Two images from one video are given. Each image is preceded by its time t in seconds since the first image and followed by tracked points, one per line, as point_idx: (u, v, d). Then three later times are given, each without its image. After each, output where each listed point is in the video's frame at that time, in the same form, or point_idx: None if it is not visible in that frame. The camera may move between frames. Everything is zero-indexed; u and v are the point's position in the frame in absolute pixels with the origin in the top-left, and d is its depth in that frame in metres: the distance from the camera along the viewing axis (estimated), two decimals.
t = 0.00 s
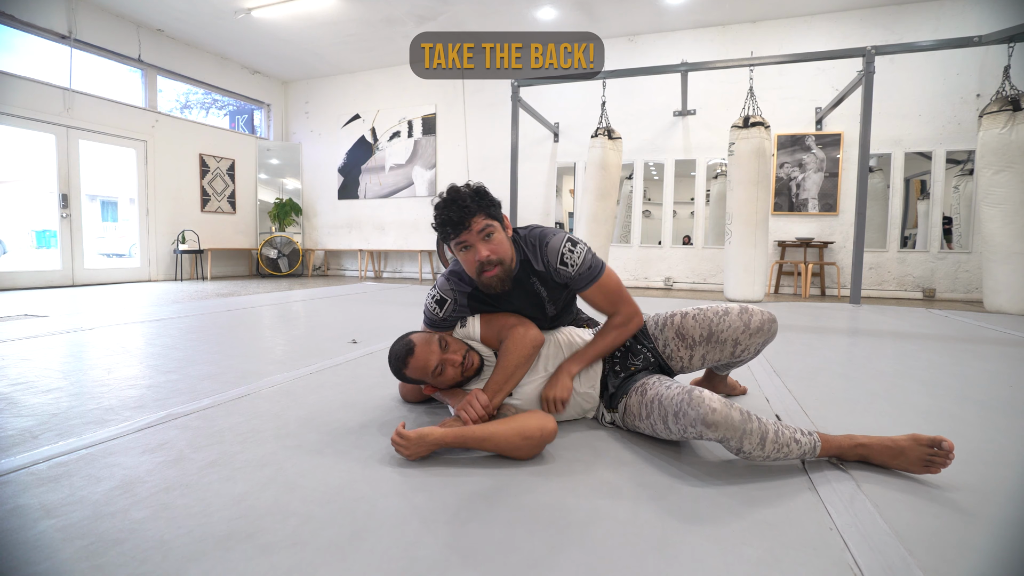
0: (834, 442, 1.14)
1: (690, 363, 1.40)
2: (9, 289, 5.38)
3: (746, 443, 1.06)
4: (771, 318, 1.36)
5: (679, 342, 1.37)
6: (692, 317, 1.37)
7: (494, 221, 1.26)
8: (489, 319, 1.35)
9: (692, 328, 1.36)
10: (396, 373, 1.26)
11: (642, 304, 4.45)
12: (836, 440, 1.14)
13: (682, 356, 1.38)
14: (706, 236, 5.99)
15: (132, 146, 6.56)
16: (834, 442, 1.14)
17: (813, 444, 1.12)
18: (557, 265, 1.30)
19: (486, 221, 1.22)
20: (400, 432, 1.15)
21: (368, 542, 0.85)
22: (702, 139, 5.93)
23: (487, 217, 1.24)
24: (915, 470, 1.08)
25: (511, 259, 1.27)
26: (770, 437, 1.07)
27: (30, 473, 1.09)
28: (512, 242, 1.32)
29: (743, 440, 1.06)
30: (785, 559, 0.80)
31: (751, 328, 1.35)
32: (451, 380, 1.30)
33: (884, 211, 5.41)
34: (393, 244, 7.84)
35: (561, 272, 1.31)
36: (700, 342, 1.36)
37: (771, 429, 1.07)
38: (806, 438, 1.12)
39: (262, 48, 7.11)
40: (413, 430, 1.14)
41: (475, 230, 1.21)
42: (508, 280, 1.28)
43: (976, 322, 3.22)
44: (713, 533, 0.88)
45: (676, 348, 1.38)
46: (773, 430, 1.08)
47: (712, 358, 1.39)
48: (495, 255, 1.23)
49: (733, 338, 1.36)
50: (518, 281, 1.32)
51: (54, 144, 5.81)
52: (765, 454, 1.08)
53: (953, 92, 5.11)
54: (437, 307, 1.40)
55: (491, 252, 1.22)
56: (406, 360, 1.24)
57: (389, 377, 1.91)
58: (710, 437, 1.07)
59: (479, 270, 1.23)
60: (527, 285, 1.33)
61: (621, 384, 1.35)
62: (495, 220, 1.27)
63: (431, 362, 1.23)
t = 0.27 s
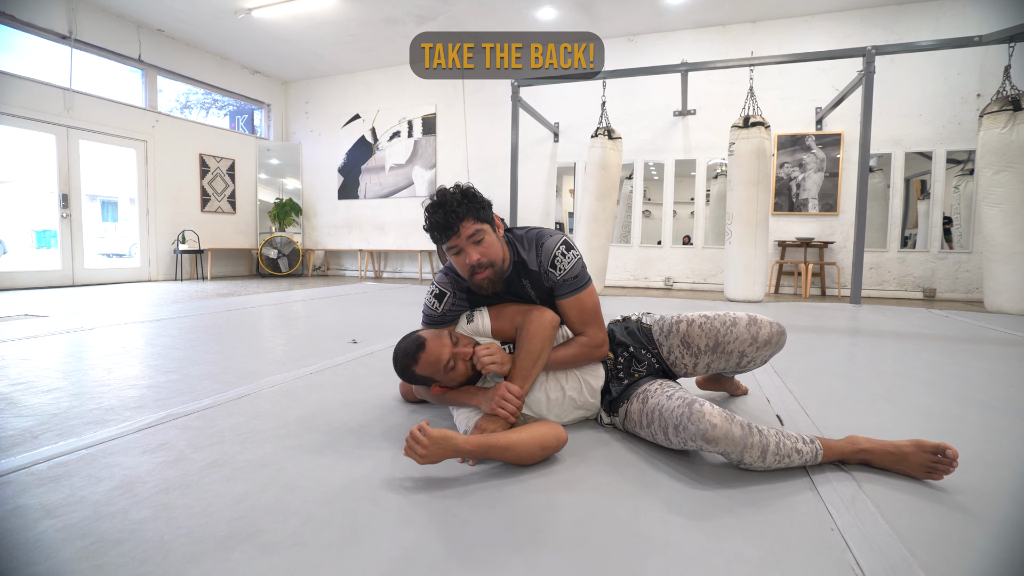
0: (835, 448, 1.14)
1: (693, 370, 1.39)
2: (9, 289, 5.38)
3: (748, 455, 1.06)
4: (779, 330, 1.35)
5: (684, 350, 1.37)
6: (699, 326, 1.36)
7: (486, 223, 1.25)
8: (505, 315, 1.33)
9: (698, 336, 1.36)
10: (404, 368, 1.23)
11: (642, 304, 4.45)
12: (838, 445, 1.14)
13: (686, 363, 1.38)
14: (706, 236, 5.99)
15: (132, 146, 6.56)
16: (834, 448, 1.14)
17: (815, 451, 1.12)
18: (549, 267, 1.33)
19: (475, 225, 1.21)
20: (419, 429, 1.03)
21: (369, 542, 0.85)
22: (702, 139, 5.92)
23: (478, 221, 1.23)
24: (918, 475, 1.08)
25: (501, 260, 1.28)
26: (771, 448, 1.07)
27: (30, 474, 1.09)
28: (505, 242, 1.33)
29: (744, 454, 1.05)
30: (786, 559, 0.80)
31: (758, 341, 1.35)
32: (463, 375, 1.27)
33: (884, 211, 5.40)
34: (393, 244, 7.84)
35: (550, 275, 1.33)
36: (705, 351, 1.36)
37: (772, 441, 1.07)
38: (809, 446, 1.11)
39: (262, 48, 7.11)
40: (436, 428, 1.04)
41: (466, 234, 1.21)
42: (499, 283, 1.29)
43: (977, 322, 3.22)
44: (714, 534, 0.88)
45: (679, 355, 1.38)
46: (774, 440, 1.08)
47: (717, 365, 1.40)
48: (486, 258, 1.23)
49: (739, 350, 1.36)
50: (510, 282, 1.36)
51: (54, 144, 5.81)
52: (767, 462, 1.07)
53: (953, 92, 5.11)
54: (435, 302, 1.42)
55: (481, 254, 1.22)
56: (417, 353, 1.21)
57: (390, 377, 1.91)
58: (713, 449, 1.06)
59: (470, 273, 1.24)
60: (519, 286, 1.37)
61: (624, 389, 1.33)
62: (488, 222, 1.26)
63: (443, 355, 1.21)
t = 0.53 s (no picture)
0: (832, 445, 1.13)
1: (688, 368, 1.40)
2: (9, 289, 5.37)
3: (744, 450, 1.05)
4: (773, 329, 1.37)
5: (678, 349, 1.38)
6: (693, 325, 1.37)
7: (487, 247, 1.18)
8: (508, 320, 1.31)
9: (693, 336, 1.36)
10: (402, 374, 1.21)
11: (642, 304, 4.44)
12: (835, 443, 1.14)
13: (681, 362, 1.39)
14: (706, 236, 5.99)
15: (132, 146, 6.56)
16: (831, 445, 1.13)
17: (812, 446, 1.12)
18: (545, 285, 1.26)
19: (477, 253, 1.15)
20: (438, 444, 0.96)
21: (367, 543, 0.84)
22: (702, 139, 5.92)
23: (479, 247, 1.16)
24: (916, 473, 1.08)
25: (501, 282, 1.25)
26: (767, 442, 1.06)
27: (28, 474, 1.09)
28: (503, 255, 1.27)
29: (740, 448, 1.05)
30: (786, 560, 0.80)
31: (752, 340, 1.35)
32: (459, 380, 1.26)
33: (884, 211, 5.40)
34: (393, 244, 7.84)
35: (548, 292, 1.27)
36: (699, 350, 1.37)
37: (769, 434, 1.06)
38: (805, 442, 1.11)
39: (262, 48, 7.10)
40: (456, 446, 0.98)
41: (467, 263, 1.16)
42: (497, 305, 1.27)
43: (977, 322, 3.22)
44: (713, 534, 0.87)
45: (675, 354, 1.38)
46: (770, 434, 1.07)
47: (713, 364, 1.40)
48: (486, 284, 1.19)
49: (733, 350, 1.37)
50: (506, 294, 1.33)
51: (54, 144, 5.80)
52: (763, 457, 1.07)
53: (953, 91, 5.10)
54: (433, 301, 1.37)
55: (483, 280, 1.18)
56: (406, 363, 1.21)
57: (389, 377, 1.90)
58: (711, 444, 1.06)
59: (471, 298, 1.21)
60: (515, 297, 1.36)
61: (620, 389, 1.33)
62: (489, 245, 1.19)
63: (430, 362, 1.20)
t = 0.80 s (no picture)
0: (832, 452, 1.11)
1: (699, 380, 1.33)
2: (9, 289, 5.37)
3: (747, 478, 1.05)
4: (798, 355, 1.26)
5: (695, 363, 1.29)
6: (716, 342, 1.26)
7: (473, 234, 1.23)
8: (543, 343, 1.13)
9: (713, 352, 1.27)
10: (411, 397, 1.07)
11: (642, 304, 4.44)
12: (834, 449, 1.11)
13: (694, 375, 1.31)
14: (706, 236, 5.99)
15: (131, 146, 6.55)
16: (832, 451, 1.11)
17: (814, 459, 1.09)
18: (538, 265, 1.35)
19: (463, 239, 1.19)
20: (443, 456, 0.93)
21: (364, 543, 0.84)
22: (702, 139, 5.92)
23: (466, 233, 1.21)
24: (917, 479, 1.07)
25: (490, 269, 1.28)
26: (770, 470, 1.05)
27: (25, 474, 1.09)
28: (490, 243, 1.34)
29: (742, 476, 1.05)
30: (784, 560, 0.79)
31: (775, 365, 1.25)
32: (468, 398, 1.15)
33: (884, 211, 5.40)
34: (392, 244, 7.84)
35: (540, 273, 1.36)
36: (717, 367, 1.28)
37: (772, 460, 1.04)
38: (810, 459, 1.08)
39: (262, 48, 7.10)
40: (461, 462, 0.94)
41: (453, 249, 1.19)
42: (489, 291, 1.31)
43: (977, 322, 3.22)
44: (712, 535, 0.87)
45: (690, 368, 1.30)
46: (775, 461, 1.05)
47: (725, 381, 1.31)
48: (475, 270, 1.23)
49: (754, 372, 1.27)
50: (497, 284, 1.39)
51: (53, 144, 5.80)
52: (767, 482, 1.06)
53: (953, 91, 5.10)
54: (424, 305, 1.42)
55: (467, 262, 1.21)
56: (412, 391, 1.06)
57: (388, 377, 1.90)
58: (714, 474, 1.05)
59: (460, 285, 1.24)
60: (507, 286, 1.41)
61: (627, 399, 1.29)
62: (475, 231, 1.24)
63: (440, 396, 1.06)
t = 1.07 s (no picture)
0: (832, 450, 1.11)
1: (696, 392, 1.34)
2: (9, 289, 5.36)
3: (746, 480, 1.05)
4: (800, 380, 1.32)
5: (698, 377, 1.30)
6: (723, 360, 1.28)
7: (462, 227, 1.36)
8: (556, 353, 1.12)
9: (718, 371, 1.28)
10: (422, 398, 1.04)
11: (642, 305, 4.44)
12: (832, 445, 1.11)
13: (694, 387, 1.32)
14: (706, 236, 5.99)
15: (131, 146, 6.55)
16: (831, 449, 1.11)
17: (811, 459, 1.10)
18: (521, 266, 1.44)
19: (453, 226, 1.32)
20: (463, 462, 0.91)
21: (364, 543, 0.84)
22: (701, 139, 5.92)
23: (455, 225, 1.34)
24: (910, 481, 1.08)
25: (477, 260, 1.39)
26: (767, 471, 1.05)
27: (25, 474, 1.09)
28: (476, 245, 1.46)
29: (739, 478, 1.05)
30: (782, 560, 0.79)
31: (777, 390, 1.30)
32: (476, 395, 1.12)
33: (884, 211, 5.40)
34: (392, 244, 7.84)
35: (523, 274, 1.44)
36: (718, 384, 1.30)
37: (767, 459, 1.04)
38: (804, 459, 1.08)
39: (261, 48, 7.10)
40: (473, 466, 0.92)
41: (444, 235, 1.31)
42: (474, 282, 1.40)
43: (976, 322, 3.22)
44: (710, 534, 0.87)
45: (693, 383, 1.31)
46: (770, 461, 1.05)
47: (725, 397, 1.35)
48: (463, 257, 1.34)
49: (753, 392, 1.31)
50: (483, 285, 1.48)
51: (53, 144, 5.80)
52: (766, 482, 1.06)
53: (952, 91, 5.10)
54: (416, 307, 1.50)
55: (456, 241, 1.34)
56: (423, 390, 1.03)
57: (387, 377, 1.90)
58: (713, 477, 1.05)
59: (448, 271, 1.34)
60: (492, 289, 1.50)
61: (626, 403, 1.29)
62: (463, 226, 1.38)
63: (450, 393, 1.04)
